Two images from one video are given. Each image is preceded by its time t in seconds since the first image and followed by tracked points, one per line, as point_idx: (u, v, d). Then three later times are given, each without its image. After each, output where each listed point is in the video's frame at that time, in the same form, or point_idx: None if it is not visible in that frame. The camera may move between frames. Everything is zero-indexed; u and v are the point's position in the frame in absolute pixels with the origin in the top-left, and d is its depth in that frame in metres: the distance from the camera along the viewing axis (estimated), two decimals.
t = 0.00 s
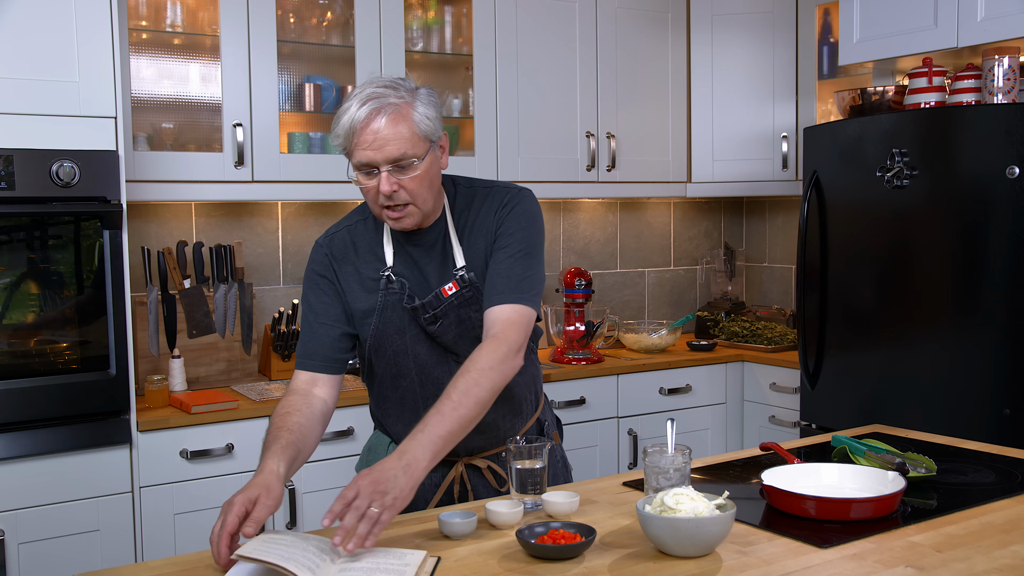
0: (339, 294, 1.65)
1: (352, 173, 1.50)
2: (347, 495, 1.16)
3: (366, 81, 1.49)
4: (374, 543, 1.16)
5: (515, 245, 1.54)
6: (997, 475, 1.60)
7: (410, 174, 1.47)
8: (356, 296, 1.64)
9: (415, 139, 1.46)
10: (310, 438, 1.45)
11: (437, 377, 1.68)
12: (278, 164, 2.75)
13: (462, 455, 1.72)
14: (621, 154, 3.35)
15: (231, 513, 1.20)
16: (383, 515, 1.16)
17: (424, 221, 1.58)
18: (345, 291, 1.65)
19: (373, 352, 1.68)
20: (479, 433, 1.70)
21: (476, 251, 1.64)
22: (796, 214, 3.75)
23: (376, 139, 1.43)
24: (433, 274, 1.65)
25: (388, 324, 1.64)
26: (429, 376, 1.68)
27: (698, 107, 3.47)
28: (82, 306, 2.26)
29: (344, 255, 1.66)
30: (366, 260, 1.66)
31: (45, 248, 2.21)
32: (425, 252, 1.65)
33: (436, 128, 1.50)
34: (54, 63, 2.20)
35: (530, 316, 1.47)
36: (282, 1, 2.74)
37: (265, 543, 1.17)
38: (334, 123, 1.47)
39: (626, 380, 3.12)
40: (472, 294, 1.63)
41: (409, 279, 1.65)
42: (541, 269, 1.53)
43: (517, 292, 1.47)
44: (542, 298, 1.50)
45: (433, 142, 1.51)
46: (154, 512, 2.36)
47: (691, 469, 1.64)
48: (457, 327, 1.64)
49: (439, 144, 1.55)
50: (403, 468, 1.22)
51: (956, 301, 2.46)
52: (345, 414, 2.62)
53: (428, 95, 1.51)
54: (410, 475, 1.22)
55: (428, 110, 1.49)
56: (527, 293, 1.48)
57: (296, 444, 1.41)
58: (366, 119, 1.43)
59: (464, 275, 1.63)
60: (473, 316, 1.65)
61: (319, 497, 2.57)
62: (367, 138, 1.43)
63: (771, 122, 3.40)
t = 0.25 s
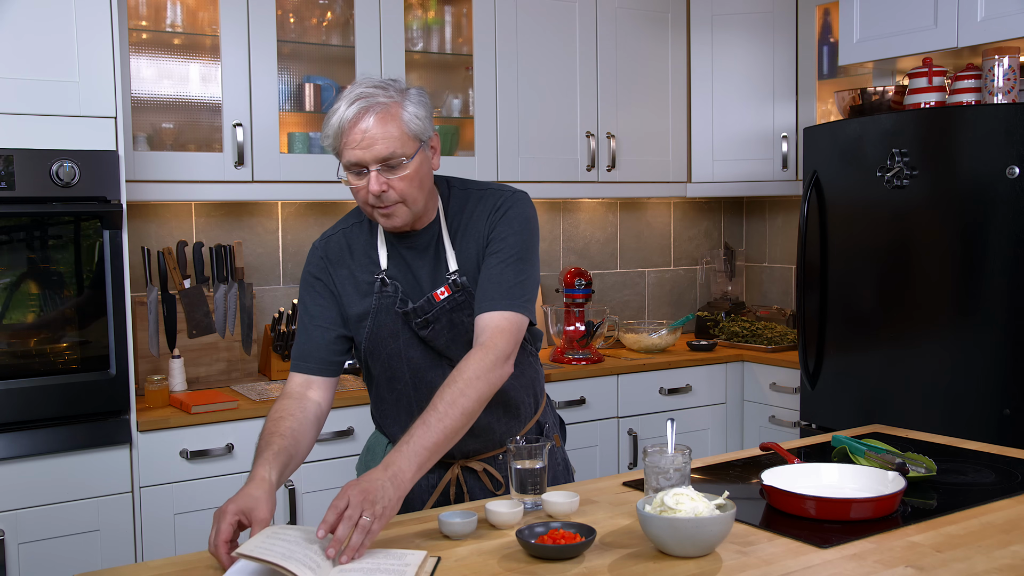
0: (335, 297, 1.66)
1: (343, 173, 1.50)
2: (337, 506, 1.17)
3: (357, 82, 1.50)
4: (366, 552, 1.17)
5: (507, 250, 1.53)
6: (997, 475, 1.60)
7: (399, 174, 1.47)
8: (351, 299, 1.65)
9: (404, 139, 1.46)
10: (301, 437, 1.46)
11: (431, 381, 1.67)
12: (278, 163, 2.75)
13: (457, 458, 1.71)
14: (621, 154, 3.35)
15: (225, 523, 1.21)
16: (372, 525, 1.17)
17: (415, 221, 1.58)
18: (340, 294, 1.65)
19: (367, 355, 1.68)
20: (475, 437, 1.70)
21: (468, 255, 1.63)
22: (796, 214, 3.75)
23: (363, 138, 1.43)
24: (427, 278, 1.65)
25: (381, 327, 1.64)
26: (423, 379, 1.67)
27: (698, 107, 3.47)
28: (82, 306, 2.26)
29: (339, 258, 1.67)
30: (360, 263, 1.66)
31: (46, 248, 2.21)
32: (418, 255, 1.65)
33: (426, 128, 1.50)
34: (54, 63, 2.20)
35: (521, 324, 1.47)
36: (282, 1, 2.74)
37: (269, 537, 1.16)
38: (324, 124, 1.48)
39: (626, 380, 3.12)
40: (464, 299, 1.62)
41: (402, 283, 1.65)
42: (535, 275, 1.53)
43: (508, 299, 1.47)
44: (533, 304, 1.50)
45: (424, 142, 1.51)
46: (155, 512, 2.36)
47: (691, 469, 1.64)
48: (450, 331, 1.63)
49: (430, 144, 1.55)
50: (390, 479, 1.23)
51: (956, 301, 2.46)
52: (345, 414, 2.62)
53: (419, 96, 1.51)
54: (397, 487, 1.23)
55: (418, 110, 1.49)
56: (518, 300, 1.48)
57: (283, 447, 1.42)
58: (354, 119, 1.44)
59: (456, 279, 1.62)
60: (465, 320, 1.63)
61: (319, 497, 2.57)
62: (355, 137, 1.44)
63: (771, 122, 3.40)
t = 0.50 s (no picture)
0: (333, 300, 1.67)
1: (339, 173, 1.50)
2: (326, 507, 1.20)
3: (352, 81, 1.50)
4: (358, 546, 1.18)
5: (507, 250, 1.53)
6: (997, 475, 1.60)
7: (396, 171, 1.47)
8: (350, 302, 1.65)
9: (400, 136, 1.46)
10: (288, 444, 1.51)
11: (432, 382, 1.67)
12: (278, 163, 2.75)
13: (459, 460, 1.71)
14: (621, 154, 3.35)
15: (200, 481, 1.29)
16: (364, 520, 1.19)
17: (415, 218, 1.57)
18: (339, 298, 1.65)
19: (368, 357, 1.68)
20: (476, 438, 1.70)
21: (468, 256, 1.63)
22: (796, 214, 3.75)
23: (358, 136, 1.44)
24: (427, 279, 1.65)
25: (381, 329, 1.64)
26: (424, 381, 1.67)
27: (698, 107, 3.47)
28: (82, 306, 2.26)
29: (337, 260, 1.67)
30: (359, 266, 1.66)
31: (46, 248, 2.21)
32: (417, 256, 1.65)
33: (422, 125, 1.50)
34: (54, 63, 2.20)
35: (522, 324, 1.47)
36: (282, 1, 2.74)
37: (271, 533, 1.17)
38: (320, 124, 1.49)
39: (626, 380, 3.12)
40: (465, 299, 1.62)
41: (402, 284, 1.64)
42: (535, 274, 1.53)
43: (509, 299, 1.47)
44: (534, 304, 1.50)
45: (420, 139, 1.51)
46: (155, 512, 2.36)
47: (691, 469, 1.64)
48: (451, 332, 1.63)
49: (426, 142, 1.55)
50: (386, 480, 1.25)
51: (956, 301, 2.46)
52: (345, 414, 2.62)
53: (413, 93, 1.51)
54: (393, 484, 1.25)
55: (413, 107, 1.49)
56: (519, 301, 1.48)
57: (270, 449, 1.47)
58: (349, 117, 1.44)
59: (457, 280, 1.62)
60: (466, 320, 1.63)
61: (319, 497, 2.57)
62: (350, 135, 1.44)
63: (771, 122, 3.40)
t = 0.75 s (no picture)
0: (332, 297, 1.67)
1: (341, 171, 1.50)
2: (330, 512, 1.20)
3: (354, 79, 1.50)
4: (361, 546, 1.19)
5: (509, 251, 1.53)
6: (997, 475, 1.60)
7: (398, 169, 1.47)
8: (348, 300, 1.65)
9: (403, 134, 1.46)
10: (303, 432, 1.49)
11: (431, 382, 1.67)
12: (278, 163, 2.75)
13: (456, 461, 1.71)
14: (621, 154, 3.35)
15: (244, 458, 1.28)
16: (365, 523, 1.19)
17: (414, 217, 1.57)
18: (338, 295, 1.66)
19: (366, 356, 1.68)
20: (474, 438, 1.70)
21: (468, 256, 1.63)
22: (796, 214, 3.75)
23: (361, 134, 1.43)
24: (426, 279, 1.64)
25: (380, 328, 1.64)
26: (422, 380, 1.67)
27: (698, 106, 3.47)
28: (83, 306, 2.26)
29: (337, 258, 1.67)
30: (359, 264, 1.66)
31: (46, 248, 2.21)
32: (416, 255, 1.65)
33: (424, 123, 1.50)
34: (54, 63, 2.20)
35: (527, 326, 1.47)
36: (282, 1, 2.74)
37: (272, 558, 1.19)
38: (321, 121, 1.49)
39: (626, 380, 3.12)
40: (465, 299, 1.62)
41: (401, 283, 1.64)
42: (538, 276, 1.53)
43: (513, 301, 1.47)
44: (538, 306, 1.50)
45: (422, 138, 1.51)
46: (155, 512, 2.36)
47: (690, 469, 1.64)
48: (450, 332, 1.63)
49: (427, 141, 1.55)
50: (389, 480, 1.25)
51: (956, 301, 2.46)
52: (345, 414, 2.62)
53: (416, 92, 1.51)
54: (396, 485, 1.25)
55: (416, 106, 1.49)
56: (522, 301, 1.48)
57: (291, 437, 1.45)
58: (352, 115, 1.44)
59: (457, 279, 1.62)
60: (466, 321, 1.63)
61: (319, 497, 2.57)
62: (352, 133, 1.44)
63: (771, 122, 3.40)
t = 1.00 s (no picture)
0: (333, 297, 1.66)
1: (343, 168, 1.50)
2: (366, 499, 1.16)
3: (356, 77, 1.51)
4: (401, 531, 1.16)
5: (518, 244, 1.55)
6: (997, 475, 1.60)
7: (401, 164, 1.47)
8: (350, 300, 1.65)
9: (405, 129, 1.46)
10: (306, 442, 1.48)
11: (435, 378, 1.67)
12: (277, 163, 2.75)
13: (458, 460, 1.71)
14: (621, 154, 3.35)
15: (249, 506, 1.23)
16: (404, 509, 1.16)
17: (418, 214, 1.56)
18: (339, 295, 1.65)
19: (369, 355, 1.67)
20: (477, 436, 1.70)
21: (474, 252, 1.63)
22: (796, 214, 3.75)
23: (364, 129, 1.44)
24: (430, 275, 1.64)
25: (383, 325, 1.64)
26: (427, 376, 1.67)
27: (698, 106, 3.47)
28: (83, 306, 2.26)
29: (337, 258, 1.67)
30: (359, 263, 1.66)
31: (46, 248, 2.21)
32: (419, 252, 1.65)
33: (426, 120, 1.51)
34: (54, 63, 2.20)
35: (545, 316, 1.49)
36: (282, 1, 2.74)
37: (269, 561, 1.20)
38: (324, 119, 1.49)
39: (626, 380, 3.12)
40: (472, 293, 1.62)
41: (404, 280, 1.64)
42: (545, 267, 1.55)
43: (528, 293, 1.49)
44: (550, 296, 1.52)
45: (424, 134, 1.51)
46: (155, 512, 2.36)
47: (690, 469, 1.64)
48: (456, 328, 1.63)
49: (430, 138, 1.55)
50: (430, 471, 1.23)
51: (956, 302, 2.46)
52: (345, 414, 2.62)
53: (418, 89, 1.52)
54: (436, 476, 1.23)
55: (418, 102, 1.50)
56: (534, 293, 1.49)
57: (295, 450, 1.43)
58: (355, 111, 1.45)
59: (464, 274, 1.62)
60: (473, 315, 1.63)
61: (318, 497, 2.57)
62: (355, 128, 1.44)
63: (771, 122, 3.40)
